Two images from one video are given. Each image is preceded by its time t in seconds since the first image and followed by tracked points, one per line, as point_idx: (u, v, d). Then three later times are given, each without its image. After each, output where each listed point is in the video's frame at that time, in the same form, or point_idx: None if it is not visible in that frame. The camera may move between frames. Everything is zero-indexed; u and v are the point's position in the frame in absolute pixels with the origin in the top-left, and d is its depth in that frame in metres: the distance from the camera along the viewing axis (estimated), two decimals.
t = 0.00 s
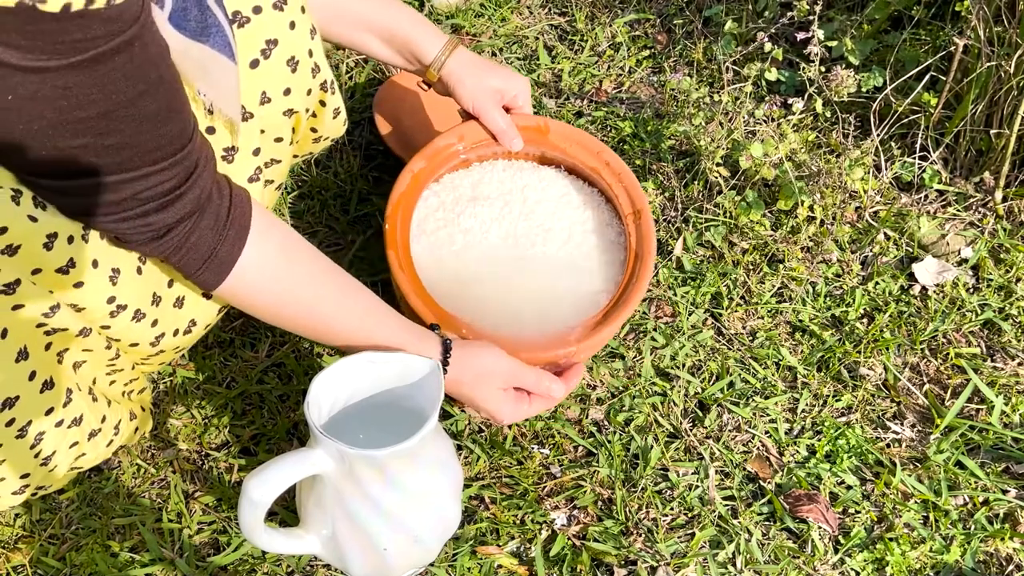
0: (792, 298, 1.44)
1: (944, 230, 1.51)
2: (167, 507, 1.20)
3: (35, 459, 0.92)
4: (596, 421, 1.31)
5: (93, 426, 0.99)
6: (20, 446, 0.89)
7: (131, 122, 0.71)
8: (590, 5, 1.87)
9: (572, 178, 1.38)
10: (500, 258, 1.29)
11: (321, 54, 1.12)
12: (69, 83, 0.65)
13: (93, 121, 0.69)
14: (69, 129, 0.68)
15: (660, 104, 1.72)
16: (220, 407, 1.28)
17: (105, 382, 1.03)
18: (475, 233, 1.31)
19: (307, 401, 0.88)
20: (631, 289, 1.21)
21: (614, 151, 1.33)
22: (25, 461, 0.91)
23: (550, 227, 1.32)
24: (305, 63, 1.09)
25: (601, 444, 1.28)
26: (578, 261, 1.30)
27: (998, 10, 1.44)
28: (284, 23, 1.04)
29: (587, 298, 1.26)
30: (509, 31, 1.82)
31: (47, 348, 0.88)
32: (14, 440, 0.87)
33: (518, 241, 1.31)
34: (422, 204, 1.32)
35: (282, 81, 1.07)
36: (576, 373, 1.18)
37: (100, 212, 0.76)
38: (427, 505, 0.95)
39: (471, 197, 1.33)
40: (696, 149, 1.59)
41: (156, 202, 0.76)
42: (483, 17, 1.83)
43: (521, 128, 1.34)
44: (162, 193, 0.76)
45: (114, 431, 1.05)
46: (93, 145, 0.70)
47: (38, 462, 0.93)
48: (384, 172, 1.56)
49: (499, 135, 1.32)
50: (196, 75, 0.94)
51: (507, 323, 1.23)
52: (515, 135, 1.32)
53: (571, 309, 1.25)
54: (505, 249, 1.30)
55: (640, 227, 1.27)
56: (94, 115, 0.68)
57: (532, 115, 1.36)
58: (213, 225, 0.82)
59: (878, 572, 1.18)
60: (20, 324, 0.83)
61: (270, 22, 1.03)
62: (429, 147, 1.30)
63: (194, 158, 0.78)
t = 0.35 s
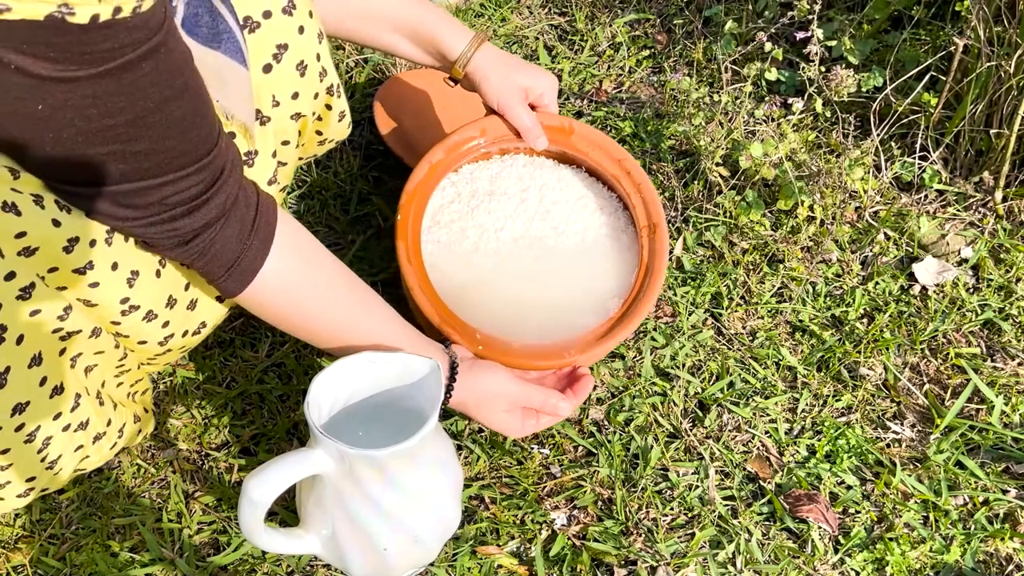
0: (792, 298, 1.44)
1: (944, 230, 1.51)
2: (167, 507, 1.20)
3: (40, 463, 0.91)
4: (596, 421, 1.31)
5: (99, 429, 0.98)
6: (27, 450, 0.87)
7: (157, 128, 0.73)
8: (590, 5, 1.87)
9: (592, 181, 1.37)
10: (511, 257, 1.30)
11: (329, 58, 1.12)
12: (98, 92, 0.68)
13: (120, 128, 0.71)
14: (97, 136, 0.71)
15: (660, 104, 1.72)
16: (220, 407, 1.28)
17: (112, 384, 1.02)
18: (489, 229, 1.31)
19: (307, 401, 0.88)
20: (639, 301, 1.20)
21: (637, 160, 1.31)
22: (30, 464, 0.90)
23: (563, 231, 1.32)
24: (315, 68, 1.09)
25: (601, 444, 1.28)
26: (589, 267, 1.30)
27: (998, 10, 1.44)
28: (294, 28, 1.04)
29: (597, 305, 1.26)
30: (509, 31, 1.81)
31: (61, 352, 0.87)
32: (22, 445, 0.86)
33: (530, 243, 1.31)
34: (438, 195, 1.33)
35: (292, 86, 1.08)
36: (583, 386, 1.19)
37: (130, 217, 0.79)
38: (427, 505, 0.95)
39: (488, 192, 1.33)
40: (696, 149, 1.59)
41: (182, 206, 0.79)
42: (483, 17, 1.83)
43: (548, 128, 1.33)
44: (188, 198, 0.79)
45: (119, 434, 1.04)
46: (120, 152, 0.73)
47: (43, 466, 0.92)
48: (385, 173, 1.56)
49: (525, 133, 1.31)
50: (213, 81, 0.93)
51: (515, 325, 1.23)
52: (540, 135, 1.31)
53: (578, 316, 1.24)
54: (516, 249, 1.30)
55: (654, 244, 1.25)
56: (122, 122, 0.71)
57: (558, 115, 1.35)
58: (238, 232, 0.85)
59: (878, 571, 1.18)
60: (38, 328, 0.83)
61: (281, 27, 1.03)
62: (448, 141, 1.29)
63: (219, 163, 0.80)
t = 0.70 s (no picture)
0: (792, 298, 1.44)
1: (944, 230, 1.51)
2: (168, 507, 1.20)
3: (44, 465, 0.91)
4: (596, 421, 1.31)
5: (104, 431, 0.98)
6: (31, 452, 0.87)
7: (172, 136, 0.74)
8: (590, 5, 1.86)
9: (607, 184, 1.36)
10: (520, 258, 1.29)
11: (334, 60, 1.12)
12: (115, 97, 0.70)
13: (135, 134, 0.73)
14: (113, 142, 0.72)
15: (660, 104, 1.72)
16: (220, 407, 1.28)
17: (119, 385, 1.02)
18: (500, 227, 1.31)
19: (307, 401, 0.88)
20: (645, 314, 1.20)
21: (654, 170, 1.30)
22: (35, 466, 0.90)
23: (574, 234, 1.31)
24: (321, 69, 1.09)
25: (600, 444, 1.28)
26: (599, 272, 1.29)
27: (998, 10, 1.44)
28: (301, 29, 1.04)
29: (603, 312, 1.25)
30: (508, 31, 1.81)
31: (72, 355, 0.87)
32: (28, 447, 0.86)
33: (540, 244, 1.30)
34: (451, 188, 1.33)
35: (299, 86, 1.08)
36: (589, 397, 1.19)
37: (143, 224, 0.79)
38: (426, 505, 0.95)
39: (502, 188, 1.33)
40: (696, 149, 1.59)
41: (195, 215, 0.80)
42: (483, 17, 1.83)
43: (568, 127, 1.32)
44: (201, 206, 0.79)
45: (122, 435, 1.04)
46: (135, 158, 0.74)
47: (47, 467, 0.92)
48: (385, 173, 1.56)
49: (545, 133, 1.29)
50: (224, 83, 0.93)
51: (521, 329, 1.22)
52: (559, 135, 1.30)
53: (586, 321, 1.24)
54: (526, 250, 1.30)
55: (664, 256, 1.24)
56: (137, 128, 0.72)
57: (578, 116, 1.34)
58: (251, 242, 0.86)
59: (878, 572, 1.18)
60: (49, 332, 0.83)
61: (288, 28, 1.03)
62: (464, 134, 1.30)
63: (233, 172, 0.81)
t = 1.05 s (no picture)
0: (792, 298, 1.44)
1: (944, 230, 1.51)
2: (167, 507, 1.20)
3: (44, 462, 0.91)
4: (596, 421, 1.31)
5: (105, 430, 0.97)
6: (33, 449, 0.87)
7: (178, 145, 0.74)
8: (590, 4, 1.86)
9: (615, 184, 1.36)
10: (523, 259, 1.29)
11: (337, 65, 1.11)
12: (122, 106, 0.70)
13: (141, 144, 0.72)
14: (118, 150, 0.72)
15: (660, 104, 1.72)
16: (220, 407, 1.28)
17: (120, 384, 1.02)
18: (505, 227, 1.31)
19: (307, 401, 0.88)
20: (646, 322, 1.19)
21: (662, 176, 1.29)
22: (36, 463, 0.90)
23: (579, 236, 1.31)
24: (325, 74, 1.09)
25: (600, 444, 1.28)
26: (603, 276, 1.29)
27: (998, 10, 1.44)
28: (304, 34, 1.04)
29: (604, 318, 1.25)
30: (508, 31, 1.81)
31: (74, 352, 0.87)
32: (29, 445, 0.86)
33: (544, 246, 1.31)
34: (457, 185, 1.33)
35: (302, 92, 1.08)
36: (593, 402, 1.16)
37: (147, 231, 0.79)
38: (427, 505, 0.95)
39: (508, 187, 1.33)
40: (696, 149, 1.59)
41: (198, 224, 0.79)
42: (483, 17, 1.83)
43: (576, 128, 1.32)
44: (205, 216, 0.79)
45: (123, 435, 1.03)
46: (140, 166, 0.74)
47: (48, 466, 0.92)
48: (385, 173, 1.56)
49: (553, 134, 1.30)
50: (227, 88, 0.94)
51: (523, 332, 1.23)
52: (567, 137, 1.31)
53: (588, 324, 1.24)
54: (530, 251, 1.30)
55: (668, 263, 1.23)
56: (144, 138, 0.72)
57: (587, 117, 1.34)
58: (254, 252, 0.85)
59: (878, 572, 1.18)
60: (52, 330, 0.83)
61: (292, 34, 1.03)
62: (472, 134, 1.30)
63: (237, 181, 0.81)
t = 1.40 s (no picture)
0: (792, 298, 1.44)
1: (944, 230, 1.51)
2: (167, 506, 1.20)
3: (46, 464, 0.91)
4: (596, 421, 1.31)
5: (105, 432, 0.97)
6: (34, 451, 0.87)
7: (179, 153, 0.74)
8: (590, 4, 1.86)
9: (619, 185, 1.36)
10: (524, 260, 1.29)
11: (338, 69, 1.12)
12: (124, 116, 0.70)
13: (143, 152, 0.72)
14: (119, 158, 0.72)
15: (660, 104, 1.72)
16: (220, 407, 1.28)
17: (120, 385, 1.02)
18: (507, 228, 1.32)
19: (307, 401, 0.88)
20: (647, 329, 1.19)
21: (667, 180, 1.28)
22: (37, 465, 0.90)
23: (581, 238, 1.31)
24: (326, 78, 1.09)
25: (600, 444, 1.27)
26: (603, 279, 1.29)
27: (998, 10, 1.44)
28: (305, 38, 1.04)
29: (605, 322, 1.25)
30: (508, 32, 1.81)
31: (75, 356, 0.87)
32: (30, 446, 0.86)
33: (546, 247, 1.31)
34: (460, 186, 1.33)
35: (303, 96, 1.08)
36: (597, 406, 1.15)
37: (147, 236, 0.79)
38: (426, 505, 0.95)
39: (509, 187, 1.33)
40: (696, 149, 1.59)
41: (199, 230, 0.80)
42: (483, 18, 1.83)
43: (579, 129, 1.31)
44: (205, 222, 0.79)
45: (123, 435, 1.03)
46: (141, 174, 0.74)
47: (49, 467, 0.92)
48: (385, 173, 1.56)
49: (556, 136, 1.29)
50: (228, 93, 0.94)
51: (522, 336, 1.23)
52: (571, 138, 1.29)
53: (589, 329, 1.24)
54: (531, 252, 1.30)
55: (670, 268, 1.23)
56: (145, 147, 0.72)
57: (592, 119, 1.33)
58: (255, 257, 0.85)
59: (878, 571, 1.18)
60: (54, 334, 0.83)
61: (293, 37, 1.03)
62: (473, 134, 1.30)
63: (237, 187, 0.81)
